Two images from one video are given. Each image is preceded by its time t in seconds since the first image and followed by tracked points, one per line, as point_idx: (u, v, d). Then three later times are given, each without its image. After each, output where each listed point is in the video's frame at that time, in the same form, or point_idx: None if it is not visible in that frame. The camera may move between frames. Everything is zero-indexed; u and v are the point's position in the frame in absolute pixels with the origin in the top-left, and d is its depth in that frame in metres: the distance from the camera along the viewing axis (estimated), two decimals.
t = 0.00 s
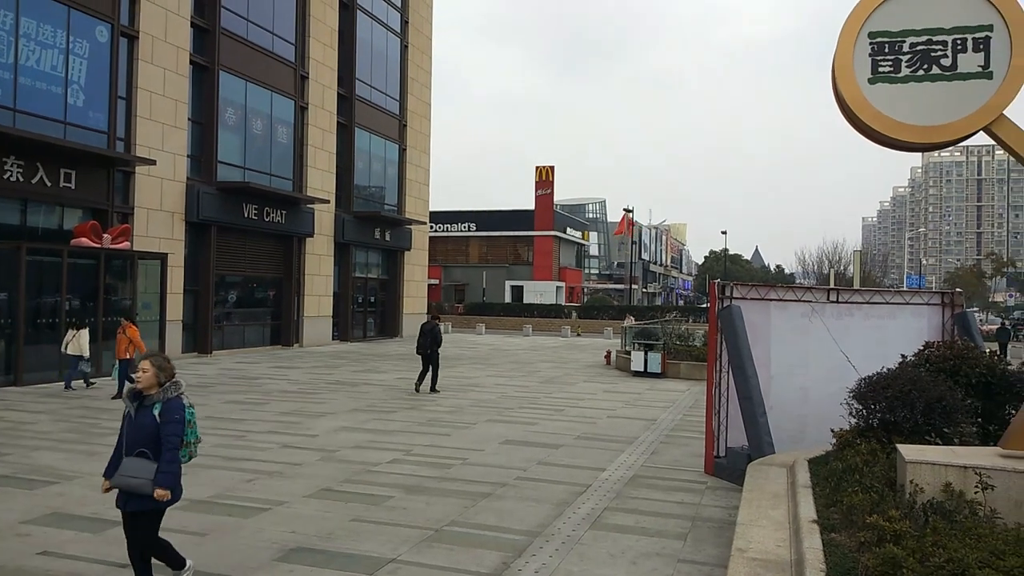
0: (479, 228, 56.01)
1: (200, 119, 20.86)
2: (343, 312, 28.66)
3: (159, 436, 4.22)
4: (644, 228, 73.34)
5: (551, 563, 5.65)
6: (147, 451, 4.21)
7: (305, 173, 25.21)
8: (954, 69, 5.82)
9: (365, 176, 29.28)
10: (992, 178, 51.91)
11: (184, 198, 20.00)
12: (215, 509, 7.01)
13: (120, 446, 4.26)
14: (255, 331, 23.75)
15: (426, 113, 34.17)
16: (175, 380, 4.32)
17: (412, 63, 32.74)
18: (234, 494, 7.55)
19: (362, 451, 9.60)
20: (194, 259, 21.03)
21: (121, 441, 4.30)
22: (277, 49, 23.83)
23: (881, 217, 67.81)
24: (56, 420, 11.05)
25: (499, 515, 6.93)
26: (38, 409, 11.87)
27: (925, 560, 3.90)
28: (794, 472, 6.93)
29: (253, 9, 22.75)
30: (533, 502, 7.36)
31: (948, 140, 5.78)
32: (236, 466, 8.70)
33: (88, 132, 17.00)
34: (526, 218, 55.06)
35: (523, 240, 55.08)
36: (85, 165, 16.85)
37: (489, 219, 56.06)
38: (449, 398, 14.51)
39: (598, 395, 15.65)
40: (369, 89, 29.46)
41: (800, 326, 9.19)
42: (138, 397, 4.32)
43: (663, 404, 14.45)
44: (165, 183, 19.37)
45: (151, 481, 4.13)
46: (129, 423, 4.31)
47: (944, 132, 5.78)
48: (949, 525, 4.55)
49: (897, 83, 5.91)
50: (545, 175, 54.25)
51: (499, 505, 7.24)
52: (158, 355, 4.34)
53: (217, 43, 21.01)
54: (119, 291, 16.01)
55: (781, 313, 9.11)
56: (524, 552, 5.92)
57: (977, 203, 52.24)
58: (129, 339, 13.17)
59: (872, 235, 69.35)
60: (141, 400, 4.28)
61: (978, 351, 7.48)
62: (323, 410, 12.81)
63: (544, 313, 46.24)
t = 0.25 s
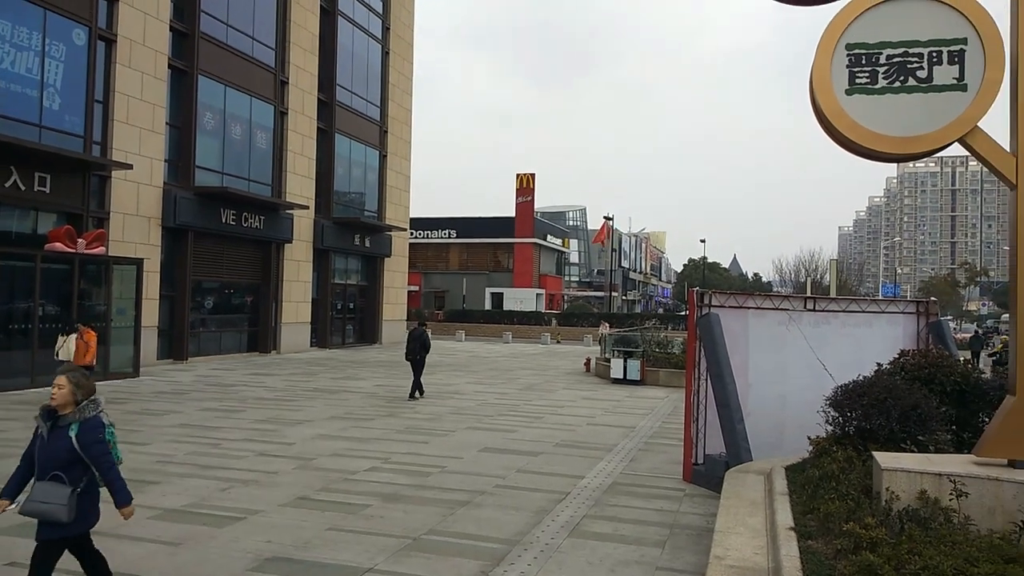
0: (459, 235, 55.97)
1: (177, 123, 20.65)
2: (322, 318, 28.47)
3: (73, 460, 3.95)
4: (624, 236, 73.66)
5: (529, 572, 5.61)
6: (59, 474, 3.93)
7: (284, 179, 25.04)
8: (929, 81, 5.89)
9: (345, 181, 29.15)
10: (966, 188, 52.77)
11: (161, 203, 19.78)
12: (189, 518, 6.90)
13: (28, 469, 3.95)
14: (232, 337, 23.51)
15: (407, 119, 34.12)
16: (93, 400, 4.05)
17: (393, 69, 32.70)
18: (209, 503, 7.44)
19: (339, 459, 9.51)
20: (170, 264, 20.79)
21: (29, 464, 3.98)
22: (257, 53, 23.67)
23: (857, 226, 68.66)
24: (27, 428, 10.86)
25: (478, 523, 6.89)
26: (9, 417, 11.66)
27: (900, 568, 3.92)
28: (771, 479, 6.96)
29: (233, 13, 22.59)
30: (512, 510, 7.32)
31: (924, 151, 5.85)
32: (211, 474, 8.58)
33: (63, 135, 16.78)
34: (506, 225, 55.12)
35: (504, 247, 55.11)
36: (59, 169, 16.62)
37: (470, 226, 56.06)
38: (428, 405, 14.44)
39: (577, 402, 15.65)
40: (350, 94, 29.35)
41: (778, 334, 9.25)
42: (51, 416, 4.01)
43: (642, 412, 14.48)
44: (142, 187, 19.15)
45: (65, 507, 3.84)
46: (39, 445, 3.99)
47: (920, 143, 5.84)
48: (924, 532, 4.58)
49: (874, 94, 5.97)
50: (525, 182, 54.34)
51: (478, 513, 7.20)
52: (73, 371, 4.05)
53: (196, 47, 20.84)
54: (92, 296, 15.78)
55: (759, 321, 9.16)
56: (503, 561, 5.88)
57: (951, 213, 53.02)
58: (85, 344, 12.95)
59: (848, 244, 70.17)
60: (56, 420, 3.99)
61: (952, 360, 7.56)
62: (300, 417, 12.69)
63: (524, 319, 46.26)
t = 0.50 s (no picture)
0: (438, 233, 55.82)
1: (152, 119, 20.38)
2: (299, 316, 28.24)
3: None
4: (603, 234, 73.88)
5: (508, 570, 5.60)
6: None
7: (260, 175, 24.80)
8: (904, 81, 5.96)
9: (323, 178, 28.93)
10: (939, 188, 53.52)
11: (135, 199, 19.52)
12: (163, 519, 6.81)
13: None
14: (208, 335, 23.26)
15: (385, 116, 33.94)
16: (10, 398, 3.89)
17: (371, 65, 32.50)
18: (184, 503, 7.35)
19: (317, 458, 9.44)
20: (144, 261, 20.51)
21: None
22: (233, 49, 23.41)
23: (833, 224, 69.40)
24: None
25: (456, 522, 6.86)
26: None
27: (876, 563, 3.95)
28: (748, 475, 7.00)
29: (208, 7, 22.32)
30: (491, 508, 7.30)
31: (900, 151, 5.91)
32: (186, 474, 8.48)
33: (35, 130, 16.49)
34: (485, 222, 55.06)
35: (483, 245, 55.03)
36: (31, 165, 16.35)
37: (448, 224, 55.93)
38: (406, 404, 14.38)
39: (556, 400, 15.67)
40: (327, 91, 29.13)
41: (754, 331, 9.32)
42: None
43: (620, 409, 14.52)
44: (116, 183, 18.88)
45: None
46: None
47: (896, 142, 5.90)
48: (899, 528, 4.63)
49: (850, 94, 6.03)
50: (504, 180, 54.29)
51: (457, 512, 7.17)
52: None
53: (171, 42, 20.57)
54: (66, 294, 15.53)
55: (737, 319, 9.22)
56: (482, 559, 5.86)
57: (924, 212, 53.73)
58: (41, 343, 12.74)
59: (824, 242, 70.91)
60: None
61: (925, 357, 7.66)
62: (277, 416, 12.58)
63: (503, 317, 46.24)
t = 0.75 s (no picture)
0: (413, 233, 55.64)
1: (123, 117, 20.07)
2: (273, 317, 27.97)
3: None
4: (580, 234, 74.10)
5: (485, 571, 5.57)
6: None
7: (233, 175, 24.53)
8: (876, 83, 6.03)
9: (297, 178, 28.67)
10: (908, 189, 54.39)
11: (105, 198, 19.21)
12: (134, 523, 6.70)
13: None
14: (179, 337, 22.96)
15: (360, 115, 33.75)
16: None
17: (346, 64, 32.29)
18: (156, 507, 7.23)
19: (291, 460, 9.35)
20: (114, 261, 20.19)
21: None
22: (206, 47, 23.14)
23: (805, 225, 70.25)
24: None
25: (433, 523, 6.83)
26: None
27: (848, 560, 3.99)
28: (722, 474, 7.05)
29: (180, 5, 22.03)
30: (468, 509, 7.28)
31: (871, 153, 5.98)
32: (157, 477, 8.35)
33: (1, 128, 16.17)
34: (461, 223, 54.97)
35: (459, 245, 54.92)
36: None
37: (424, 224, 55.77)
38: (382, 405, 14.31)
39: (532, 400, 15.68)
40: (302, 90, 28.88)
41: (728, 331, 9.39)
42: None
43: (596, 409, 14.56)
44: (85, 182, 18.57)
45: None
46: None
47: (867, 144, 5.97)
48: (871, 525, 4.68)
49: (822, 96, 6.08)
50: (480, 180, 54.24)
51: (433, 513, 7.14)
52: None
53: (142, 39, 20.28)
54: (34, 295, 15.22)
55: (711, 319, 9.29)
56: (458, 560, 5.84)
57: (894, 213, 54.55)
58: None
59: (796, 243, 71.74)
60: None
61: (896, 356, 7.76)
62: (250, 418, 12.45)
63: (479, 318, 46.19)
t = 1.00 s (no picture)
0: (388, 229, 55.37)
1: (92, 110, 19.72)
2: (245, 314, 27.66)
3: None
4: (555, 232, 74.23)
5: (458, 568, 5.56)
6: None
7: (205, 169, 24.19)
8: (848, 83, 6.09)
9: (270, 173, 28.37)
10: (878, 188, 55.19)
11: (74, 193, 18.87)
12: (102, 522, 6.58)
13: None
14: (149, 333, 22.63)
15: (335, 110, 33.47)
16: None
17: (320, 58, 31.99)
18: (125, 506, 7.12)
19: (264, 458, 9.25)
20: (83, 256, 19.84)
21: None
22: (177, 39, 22.78)
23: (777, 224, 71.01)
24: None
25: (407, 521, 6.80)
26: None
27: (818, 555, 4.03)
28: (695, 470, 7.10)
29: None
30: (442, 506, 7.25)
31: (843, 152, 6.04)
32: (126, 476, 8.21)
33: None
34: (437, 219, 54.79)
35: (434, 242, 54.74)
36: None
37: (399, 220, 55.52)
38: (356, 402, 14.22)
39: (507, 397, 15.68)
40: (275, 84, 28.56)
41: (701, 328, 9.46)
42: None
43: (570, 406, 14.59)
44: (53, 176, 18.22)
45: None
46: None
47: (838, 143, 6.04)
48: (841, 520, 4.73)
49: (795, 95, 6.14)
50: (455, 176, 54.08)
51: (407, 510, 7.10)
52: None
53: (112, 31, 19.93)
54: None
55: (684, 315, 9.34)
56: (432, 557, 5.81)
57: (864, 212, 55.35)
58: None
59: (768, 241, 72.51)
60: None
61: (865, 353, 7.87)
62: (222, 416, 12.30)
63: (454, 314, 46.10)
